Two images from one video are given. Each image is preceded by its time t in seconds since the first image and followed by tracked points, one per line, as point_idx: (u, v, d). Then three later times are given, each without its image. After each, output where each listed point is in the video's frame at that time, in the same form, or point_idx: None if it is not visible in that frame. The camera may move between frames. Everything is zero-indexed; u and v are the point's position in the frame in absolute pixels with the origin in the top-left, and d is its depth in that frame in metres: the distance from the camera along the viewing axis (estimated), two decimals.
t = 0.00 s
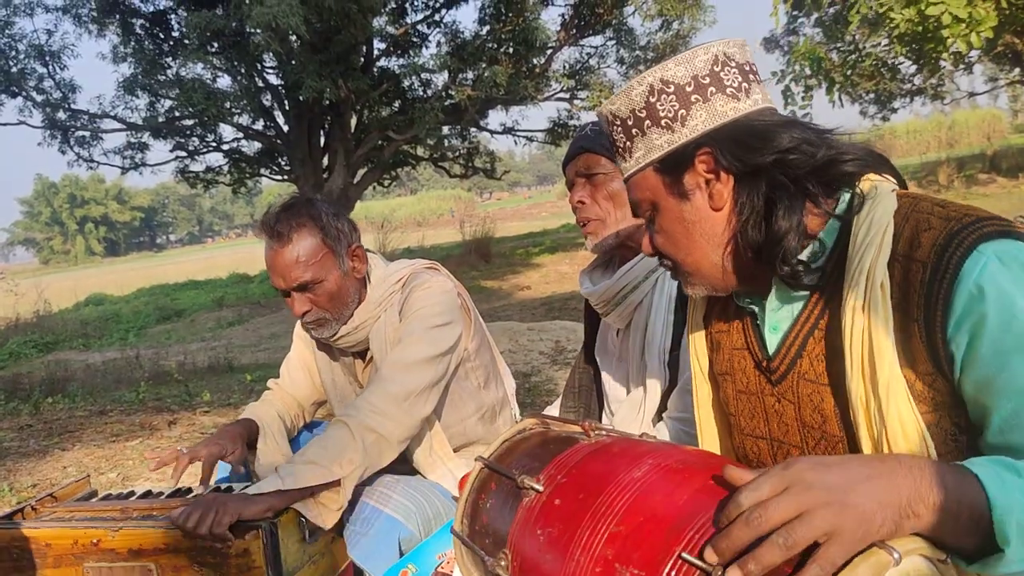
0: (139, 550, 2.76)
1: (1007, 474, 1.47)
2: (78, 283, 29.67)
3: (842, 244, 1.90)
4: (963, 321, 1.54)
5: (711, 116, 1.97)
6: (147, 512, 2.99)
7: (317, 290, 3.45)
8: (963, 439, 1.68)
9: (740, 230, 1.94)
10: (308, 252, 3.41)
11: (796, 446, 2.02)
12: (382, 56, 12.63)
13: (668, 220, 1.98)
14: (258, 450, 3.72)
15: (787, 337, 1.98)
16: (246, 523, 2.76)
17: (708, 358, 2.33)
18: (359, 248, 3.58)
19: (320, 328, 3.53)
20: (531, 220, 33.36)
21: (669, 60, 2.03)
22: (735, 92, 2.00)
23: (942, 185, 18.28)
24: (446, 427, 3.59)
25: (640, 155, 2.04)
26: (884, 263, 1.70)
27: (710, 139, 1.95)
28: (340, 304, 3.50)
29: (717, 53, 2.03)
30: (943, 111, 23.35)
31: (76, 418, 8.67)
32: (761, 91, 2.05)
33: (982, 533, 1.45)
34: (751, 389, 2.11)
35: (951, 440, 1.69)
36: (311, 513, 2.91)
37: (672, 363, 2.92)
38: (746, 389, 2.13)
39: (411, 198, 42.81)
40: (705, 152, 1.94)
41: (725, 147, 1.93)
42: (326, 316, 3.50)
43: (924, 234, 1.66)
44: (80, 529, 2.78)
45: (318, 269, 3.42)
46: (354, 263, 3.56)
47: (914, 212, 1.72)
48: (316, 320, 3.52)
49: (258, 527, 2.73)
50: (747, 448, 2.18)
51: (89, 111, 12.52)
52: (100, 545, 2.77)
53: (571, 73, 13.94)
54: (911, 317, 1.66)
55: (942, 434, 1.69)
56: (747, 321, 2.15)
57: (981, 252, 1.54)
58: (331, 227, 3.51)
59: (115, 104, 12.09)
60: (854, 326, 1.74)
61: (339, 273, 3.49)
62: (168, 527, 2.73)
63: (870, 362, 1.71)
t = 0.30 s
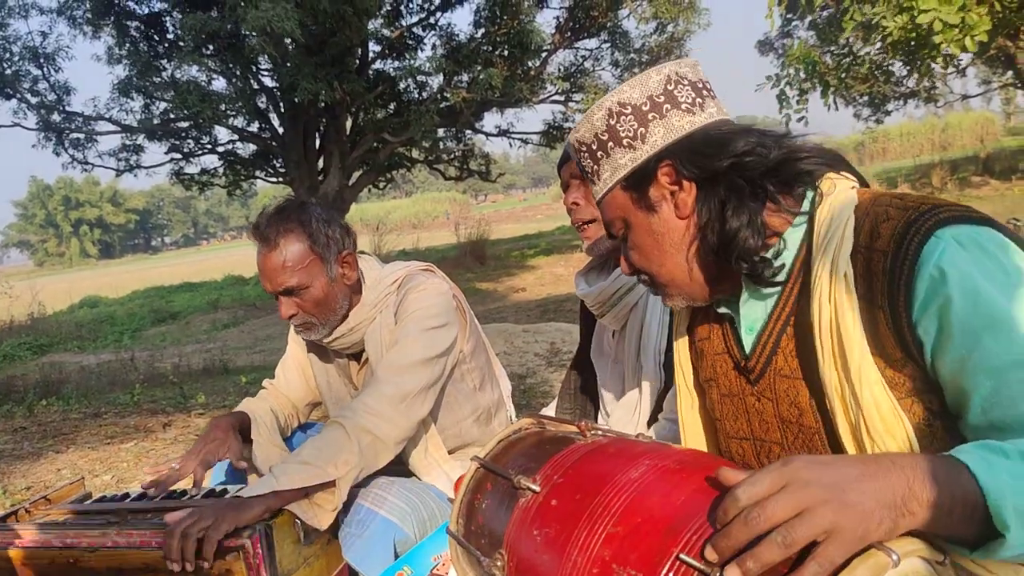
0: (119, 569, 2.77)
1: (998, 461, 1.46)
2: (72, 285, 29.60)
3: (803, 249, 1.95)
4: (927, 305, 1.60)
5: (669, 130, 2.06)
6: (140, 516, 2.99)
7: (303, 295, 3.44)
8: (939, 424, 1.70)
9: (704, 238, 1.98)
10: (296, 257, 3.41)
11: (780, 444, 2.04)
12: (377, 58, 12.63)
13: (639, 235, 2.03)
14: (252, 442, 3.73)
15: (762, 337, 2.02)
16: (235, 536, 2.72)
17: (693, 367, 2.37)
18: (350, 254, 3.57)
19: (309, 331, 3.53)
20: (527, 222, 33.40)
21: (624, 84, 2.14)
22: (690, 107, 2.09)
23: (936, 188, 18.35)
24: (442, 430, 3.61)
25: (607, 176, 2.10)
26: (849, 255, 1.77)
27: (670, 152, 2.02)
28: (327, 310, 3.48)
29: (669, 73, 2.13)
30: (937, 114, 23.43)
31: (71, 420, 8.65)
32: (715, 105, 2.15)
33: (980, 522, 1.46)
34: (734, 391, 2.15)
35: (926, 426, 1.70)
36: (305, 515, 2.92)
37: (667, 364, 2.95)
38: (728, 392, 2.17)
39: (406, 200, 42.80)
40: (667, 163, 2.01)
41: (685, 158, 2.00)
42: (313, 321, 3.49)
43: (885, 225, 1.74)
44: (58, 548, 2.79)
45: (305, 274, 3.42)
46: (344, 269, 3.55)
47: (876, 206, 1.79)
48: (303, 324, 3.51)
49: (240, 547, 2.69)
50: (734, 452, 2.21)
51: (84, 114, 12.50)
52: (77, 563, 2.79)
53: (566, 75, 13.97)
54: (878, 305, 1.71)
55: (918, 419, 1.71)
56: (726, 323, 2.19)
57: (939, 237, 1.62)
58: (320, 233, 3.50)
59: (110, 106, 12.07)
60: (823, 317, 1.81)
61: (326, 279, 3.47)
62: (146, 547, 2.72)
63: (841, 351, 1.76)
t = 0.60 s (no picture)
0: (118, 556, 2.76)
1: (968, 442, 1.46)
2: (61, 284, 29.43)
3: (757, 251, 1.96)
4: (873, 292, 1.66)
5: (623, 154, 2.10)
6: (130, 513, 2.97)
7: (289, 293, 3.43)
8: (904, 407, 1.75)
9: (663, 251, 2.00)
10: (282, 255, 3.40)
11: (755, 443, 2.05)
12: (368, 56, 12.59)
13: (606, 256, 2.07)
14: (237, 439, 3.73)
15: (727, 336, 2.03)
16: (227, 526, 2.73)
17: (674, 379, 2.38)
18: (337, 252, 3.53)
19: (295, 329, 3.51)
20: (519, 220, 33.38)
21: (577, 116, 2.17)
22: (641, 131, 2.13)
23: (926, 186, 18.42)
24: (432, 428, 3.60)
25: (572, 205, 2.13)
26: (796, 251, 1.79)
27: (625, 174, 2.07)
28: (313, 308, 3.47)
29: (620, 103, 2.17)
30: (927, 112, 23.50)
31: (60, 420, 8.59)
32: (666, 127, 2.18)
33: (964, 506, 1.46)
34: (710, 397, 2.16)
35: (886, 409, 1.74)
36: (295, 515, 2.91)
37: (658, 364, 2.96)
38: (705, 396, 2.18)
39: (397, 199, 42.73)
40: (623, 184, 2.05)
41: (640, 178, 2.05)
42: (299, 319, 3.48)
43: (826, 219, 1.79)
44: (58, 535, 2.77)
45: (290, 273, 3.41)
46: (331, 267, 3.51)
47: (818, 202, 1.84)
48: (290, 322, 3.50)
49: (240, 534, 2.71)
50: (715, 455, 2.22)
51: (73, 111, 12.43)
52: (78, 551, 2.77)
53: (557, 73, 13.95)
54: (826, 295, 1.74)
55: (878, 404, 1.74)
56: (697, 332, 2.19)
57: (879, 226, 1.68)
58: (306, 233, 3.48)
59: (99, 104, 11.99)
60: (775, 310, 1.82)
61: (312, 277, 3.45)
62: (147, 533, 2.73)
63: (796, 343, 1.77)
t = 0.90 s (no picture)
0: (103, 564, 2.71)
1: (937, 430, 1.42)
2: (52, 282, 29.26)
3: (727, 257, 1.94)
4: (838, 286, 1.67)
5: (591, 173, 2.17)
6: (123, 512, 2.95)
7: (279, 291, 3.42)
8: (880, 400, 1.73)
9: (632, 266, 2.04)
10: (273, 253, 3.39)
11: (738, 446, 2.04)
12: (360, 53, 12.55)
13: (584, 274, 2.12)
14: (231, 440, 3.72)
15: (703, 338, 2.03)
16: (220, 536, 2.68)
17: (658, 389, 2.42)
18: (329, 251, 3.51)
19: (286, 326, 3.52)
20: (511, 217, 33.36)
21: (544, 142, 2.26)
22: (607, 151, 2.20)
23: (917, 183, 18.49)
24: (427, 426, 3.59)
25: (546, 229, 2.20)
26: (761, 249, 1.80)
27: (593, 193, 2.13)
28: (304, 306, 3.46)
29: (585, 127, 2.26)
30: (918, 110, 23.60)
31: (51, 418, 8.53)
32: (633, 145, 2.24)
33: (939, 494, 1.41)
34: (693, 401, 2.16)
35: (861, 402, 1.73)
36: (289, 513, 2.90)
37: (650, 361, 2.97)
38: (688, 400, 2.19)
39: (390, 196, 42.62)
40: (593, 203, 2.12)
41: (608, 196, 2.10)
42: (289, 316, 3.47)
43: (791, 217, 1.80)
44: (40, 543, 2.73)
45: (280, 270, 3.40)
46: (322, 266, 3.50)
47: (782, 203, 1.85)
48: (280, 319, 3.50)
49: (225, 543, 2.65)
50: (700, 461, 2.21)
51: (63, 108, 12.36)
52: (62, 559, 2.73)
53: (550, 70, 13.93)
54: (793, 291, 1.74)
55: (851, 397, 1.73)
56: (677, 339, 2.19)
57: (839, 221, 1.70)
58: (297, 231, 3.45)
59: (89, 101, 11.91)
60: (745, 309, 1.82)
61: (302, 276, 3.44)
62: (129, 542, 2.67)
63: (766, 339, 1.77)
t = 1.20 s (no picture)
0: (100, 562, 2.70)
1: (931, 423, 1.42)
2: (48, 279, 29.17)
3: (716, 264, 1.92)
4: (828, 284, 1.67)
5: (577, 181, 2.18)
6: (120, 510, 2.95)
7: (273, 285, 3.41)
8: (871, 397, 1.72)
9: (620, 271, 2.06)
10: (269, 247, 3.38)
11: (732, 446, 2.03)
12: (356, 50, 12.53)
13: (574, 280, 2.14)
14: (229, 439, 3.72)
15: (693, 338, 2.02)
16: (213, 532, 2.68)
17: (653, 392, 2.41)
18: (325, 247, 3.51)
19: (282, 322, 3.50)
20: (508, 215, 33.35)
21: (530, 152, 2.27)
22: (592, 159, 2.21)
23: (914, 181, 18.51)
24: (424, 423, 3.58)
25: (535, 238, 2.21)
26: (749, 249, 1.79)
27: (580, 201, 2.14)
28: (298, 301, 3.45)
29: (569, 137, 2.28)
30: (914, 107, 23.63)
31: (47, 416, 8.50)
32: (618, 152, 2.26)
33: (934, 488, 1.40)
34: (686, 402, 2.15)
35: (852, 398, 1.72)
36: (285, 511, 2.89)
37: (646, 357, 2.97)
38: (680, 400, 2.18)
39: (387, 193, 42.58)
40: (580, 212, 2.13)
41: (594, 203, 2.11)
42: (284, 311, 3.45)
43: (778, 216, 1.80)
44: (37, 541, 2.73)
45: (275, 264, 3.38)
46: (318, 262, 3.49)
47: (768, 203, 1.85)
48: (275, 314, 3.49)
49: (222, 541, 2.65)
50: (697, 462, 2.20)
51: (59, 105, 12.31)
52: (59, 557, 2.72)
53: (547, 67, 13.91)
54: (782, 289, 1.73)
55: (842, 394, 1.72)
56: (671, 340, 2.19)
57: (825, 219, 1.71)
58: (294, 226, 3.44)
59: (85, 98, 11.86)
60: (734, 309, 1.81)
61: (298, 271, 3.42)
62: (128, 539, 2.68)
63: (756, 339, 1.75)
